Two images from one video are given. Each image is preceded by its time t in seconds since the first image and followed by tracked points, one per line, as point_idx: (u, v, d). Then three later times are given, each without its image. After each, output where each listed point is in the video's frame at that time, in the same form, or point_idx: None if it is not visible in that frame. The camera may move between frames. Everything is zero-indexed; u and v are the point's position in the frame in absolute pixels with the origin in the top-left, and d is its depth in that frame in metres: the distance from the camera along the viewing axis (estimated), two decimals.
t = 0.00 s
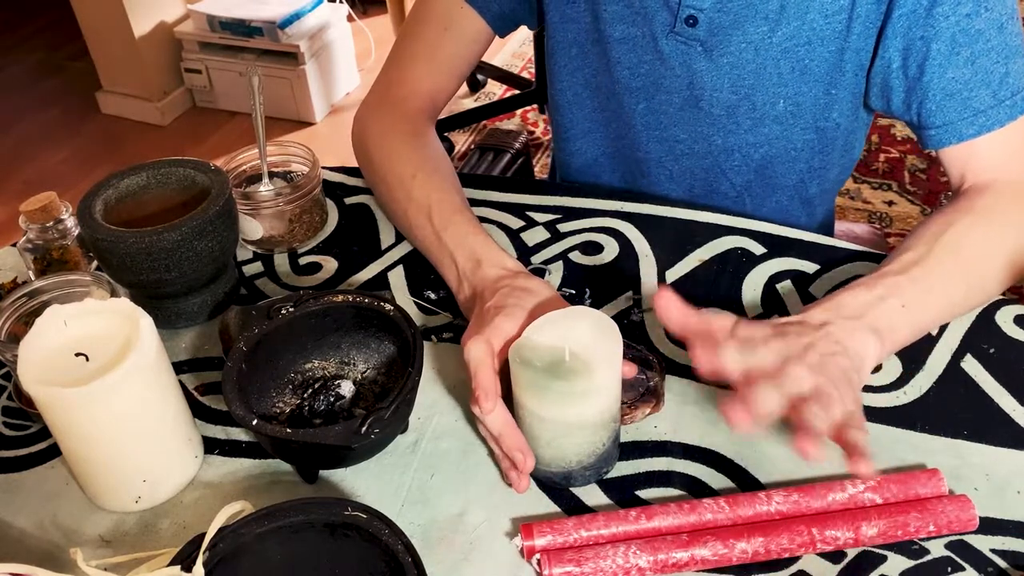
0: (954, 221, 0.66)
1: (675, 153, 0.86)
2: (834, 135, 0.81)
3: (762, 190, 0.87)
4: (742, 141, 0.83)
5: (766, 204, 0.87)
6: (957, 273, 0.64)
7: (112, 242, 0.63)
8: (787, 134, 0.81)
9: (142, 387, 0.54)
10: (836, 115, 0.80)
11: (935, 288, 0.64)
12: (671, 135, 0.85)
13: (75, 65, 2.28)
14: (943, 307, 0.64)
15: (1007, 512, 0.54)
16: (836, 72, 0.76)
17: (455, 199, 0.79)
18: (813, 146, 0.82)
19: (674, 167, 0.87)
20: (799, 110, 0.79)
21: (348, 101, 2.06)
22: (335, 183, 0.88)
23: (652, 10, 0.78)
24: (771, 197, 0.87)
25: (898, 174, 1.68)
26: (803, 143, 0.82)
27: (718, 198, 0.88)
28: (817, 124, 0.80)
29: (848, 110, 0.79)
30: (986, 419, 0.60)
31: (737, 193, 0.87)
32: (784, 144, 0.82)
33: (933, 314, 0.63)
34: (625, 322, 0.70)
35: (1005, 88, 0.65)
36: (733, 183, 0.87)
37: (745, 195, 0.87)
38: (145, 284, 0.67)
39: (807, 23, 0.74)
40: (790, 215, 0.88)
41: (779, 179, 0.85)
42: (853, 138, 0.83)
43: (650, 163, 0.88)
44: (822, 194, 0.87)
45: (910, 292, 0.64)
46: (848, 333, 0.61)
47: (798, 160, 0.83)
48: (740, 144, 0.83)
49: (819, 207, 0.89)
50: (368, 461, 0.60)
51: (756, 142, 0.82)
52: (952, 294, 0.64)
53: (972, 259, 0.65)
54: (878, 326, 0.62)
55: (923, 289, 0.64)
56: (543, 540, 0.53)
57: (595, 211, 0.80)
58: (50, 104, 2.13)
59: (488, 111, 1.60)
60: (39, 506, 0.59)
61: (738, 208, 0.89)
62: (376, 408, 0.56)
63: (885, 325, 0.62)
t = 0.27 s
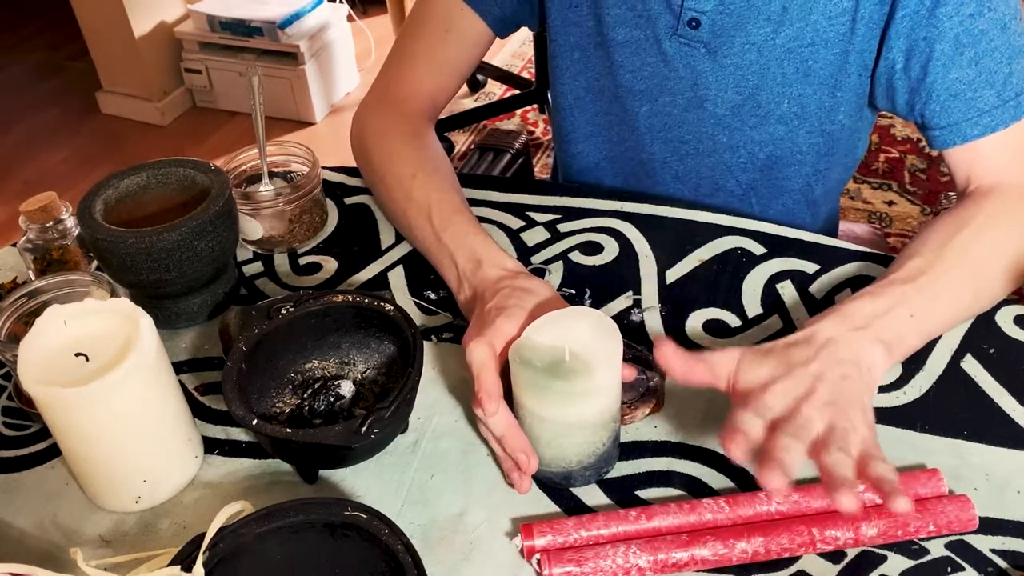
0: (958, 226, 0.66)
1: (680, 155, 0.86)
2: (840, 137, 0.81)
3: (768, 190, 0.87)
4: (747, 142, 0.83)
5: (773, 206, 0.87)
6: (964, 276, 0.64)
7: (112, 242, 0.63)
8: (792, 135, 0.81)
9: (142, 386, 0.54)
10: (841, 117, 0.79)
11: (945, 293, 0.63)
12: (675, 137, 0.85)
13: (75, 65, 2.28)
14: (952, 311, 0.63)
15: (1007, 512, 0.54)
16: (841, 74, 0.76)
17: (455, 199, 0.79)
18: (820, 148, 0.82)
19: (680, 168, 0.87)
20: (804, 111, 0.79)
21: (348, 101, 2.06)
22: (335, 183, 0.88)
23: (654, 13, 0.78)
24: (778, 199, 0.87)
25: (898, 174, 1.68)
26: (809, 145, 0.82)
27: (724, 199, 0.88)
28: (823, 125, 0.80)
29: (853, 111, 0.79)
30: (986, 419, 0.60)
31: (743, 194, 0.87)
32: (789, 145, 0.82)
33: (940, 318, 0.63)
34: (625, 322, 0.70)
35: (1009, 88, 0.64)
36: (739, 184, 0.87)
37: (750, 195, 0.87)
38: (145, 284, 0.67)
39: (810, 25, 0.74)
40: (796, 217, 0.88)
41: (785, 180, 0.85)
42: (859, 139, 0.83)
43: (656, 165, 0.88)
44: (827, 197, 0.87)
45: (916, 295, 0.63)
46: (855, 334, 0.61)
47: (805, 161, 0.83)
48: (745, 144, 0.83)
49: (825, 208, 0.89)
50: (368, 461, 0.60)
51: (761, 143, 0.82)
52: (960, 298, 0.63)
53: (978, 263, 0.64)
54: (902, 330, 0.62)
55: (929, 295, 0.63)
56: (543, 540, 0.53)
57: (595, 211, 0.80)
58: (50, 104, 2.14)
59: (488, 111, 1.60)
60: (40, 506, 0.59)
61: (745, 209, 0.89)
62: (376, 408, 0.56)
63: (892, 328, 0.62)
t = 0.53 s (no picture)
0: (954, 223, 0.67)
1: (674, 152, 0.87)
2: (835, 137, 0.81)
3: (762, 188, 0.87)
4: (740, 139, 0.83)
5: (767, 202, 0.88)
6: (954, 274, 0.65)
7: (112, 242, 0.63)
8: (786, 133, 0.81)
9: (142, 386, 0.54)
10: (834, 116, 0.79)
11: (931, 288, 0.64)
12: (668, 134, 0.85)
13: (75, 65, 2.28)
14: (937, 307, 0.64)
15: (1007, 512, 0.54)
16: (834, 73, 0.76)
17: (456, 199, 0.78)
18: (813, 146, 0.82)
19: (674, 166, 0.88)
20: (797, 110, 0.79)
21: (348, 101, 2.06)
22: (335, 183, 0.88)
23: (645, 9, 0.78)
24: (772, 195, 0.87)
25: (899, 174, 1.68)
26: (802, 143, 0.82)
27: (718, 195, 0.89)
28: (816, 124, 0.80)
29: (847, 111, 0.79)
30: (986, 419, 0.60)
31: (736, 191, 0.88)
32: (783, 144, 0.82)
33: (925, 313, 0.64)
34: (625, 322, 0.70)
35: (1007, 91, 0.64)
36: (732, 181, 0.87)
37: (744, 192, 0.88)
38: (145, 283, 0.67)
39: (803, 23, 0.74)
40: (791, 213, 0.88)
41: (779, 178, 0.85)
42: (856, 140, 0.82)
43: (650, 162, 0.88)
44: (823, 195, 0.87)
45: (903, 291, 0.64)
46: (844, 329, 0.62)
47: (799, 159, 0.83)
48: (738, 141, 0.83)
49: (823, 207, 0.88)
50: (368, 461, 0.60)
51: (755, 141, 0.82)
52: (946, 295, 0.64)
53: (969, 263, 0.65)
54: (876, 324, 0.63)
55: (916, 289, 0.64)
56: (543, 540, 0.53)
57: (595, 211, 0.80)
58: (50, 104, 2.14)
59: (488, 111, 1.60)
60: (39, 506, 0.59)
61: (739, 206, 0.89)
62: (376, 408, 0.56)
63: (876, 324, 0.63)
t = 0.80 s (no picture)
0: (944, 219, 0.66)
1: (664, 148, 0.87)
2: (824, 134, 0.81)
3: (752, 184, 0.87)
4: (729, 136, 0.83)
5: (757, 197, 0.87)
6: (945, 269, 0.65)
7: (112, 242, 0.63)
8: (774, 129, 0.81)
9: (142, 386, 0.54)
10: (822, 111, 0.79)
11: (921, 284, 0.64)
12: (658, 130, 0.85)
13: (75, 65, 2.28)
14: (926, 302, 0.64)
15: (1007, 512, 0.54)
16: (821, 68, 0.76)
17: (456, 199, 0.78)
18: (801, 141, 0.82)
19: (664, 162, 0.88)
20: (785, 106, 0.79)
21: (348, 101, 2.06)
22: (335, 183, 0.88)
23: (633, 5, 0.78)
24: (762, 191, 0.87)
25: (899, 174, 1.68)
26: (791, 138, 0.82)
27: (709, 191, 0.89)
28: (804, 120, 0.80)
29: (835, 106, 0.78)
30: (986, 419, 0.60)
31: (726, 186, 0.88)
32: (771, 140, 0.82)
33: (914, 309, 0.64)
34: (625, 322, 0.70)
35: (996, 85, 0.64)
36: (722, 176, 0.87)
37: (734, 187, 0.87)
38: (145, 283, 0.67)
39: (790, 19, 0.74)
40: (782, 209, 0.88)
41: (768, 174, 0.85)
42: (845, 137, 0.82)
43: (641, 157, 0.89)
44: (814, 192, 0.87)
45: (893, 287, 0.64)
46: (837, 328, 0.62)
47: (788, 155, 0.83)
48: (726, 137, 0.83)
49: (814, 204, 0.88)
50: (368, 461, 0.60)
51: (743, 137, 0.82)
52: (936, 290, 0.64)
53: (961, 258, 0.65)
54: (866, 321, 0.63)
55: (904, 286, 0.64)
56: (543, 540, 0.53)
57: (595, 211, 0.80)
58: (50, 104, 2.14)
59: (488, 111, 1.60)
60: (40, 506, 0.59)
61: (730, 203, 0.89)
62: (376, 408, 0.56)
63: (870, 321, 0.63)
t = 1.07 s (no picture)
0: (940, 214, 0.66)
1: (660, 145, 0.87)
2: (819, 129, 0.81)
3: (748, 179, 0.87)
4: (724, 132, 0.83)
5: (753, 192, 0.88)
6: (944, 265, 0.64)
7: (112, 242, 0.63)
8: (769, 125, 0.81)
9: (142, 386, 0.54)
10: (816, 108, 0.79)
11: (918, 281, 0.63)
12: (654, 127, 0.85)
13: (76, 65, 2.28)
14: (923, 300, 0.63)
15: (1007, 512, 0.54)
16: (815, 65, 0.76)
17: (456, 199, 0.78)
18: (796, 138, 0.82)
19: (660, 159, 0.88)
20: (780, 102, 0.79)
21: (348, 101, 2.06)
22: (335, 183, 0.88)
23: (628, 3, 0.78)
24: (758, 186, 0.87)
25: (899, 174, 1.68)
26: (786, 135, 0.82)
27: (705, 187, 0.89)
28: (798, 116, 0.80)
29: (830, 103, 0.79)
30: (986, 419, 0.60)
31: (722, 183, 0.88)
32: (766, 136, 0.82)
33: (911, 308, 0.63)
34: (625, 322, 0.70)
35: (988, 79, 0.64)
36: (718, 173, 0.87)
37: (731, 183, 0.88)
38: (144, 283, 0.67)
39: (783, 15, 0.74)
40: (778, 204, 0.88)
41: (764, 170, 0.85)
42: (840, 133, 0.82)
43: (638, 154, 0.89)
44: (810, 189, 0.87)
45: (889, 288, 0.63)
46: (833, 331, 0.62)
47: (783, 151, 0.83)
48: (722, 134, 0.83)
49: (810, 199, 0.88)
50: (368, 461, 0.60)
51: (739, 133, 0.82)
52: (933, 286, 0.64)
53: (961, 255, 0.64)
54: (863, 322, 0.62)
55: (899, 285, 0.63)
56: (543, 540, 0.53)
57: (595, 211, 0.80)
58: (50, 104, 2.14)
59: (488, 111, 1.60)
60: (40, 506, 0.59)
61: (726, 199, 0.89)
62: (376, 408, 0.56)
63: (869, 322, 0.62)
